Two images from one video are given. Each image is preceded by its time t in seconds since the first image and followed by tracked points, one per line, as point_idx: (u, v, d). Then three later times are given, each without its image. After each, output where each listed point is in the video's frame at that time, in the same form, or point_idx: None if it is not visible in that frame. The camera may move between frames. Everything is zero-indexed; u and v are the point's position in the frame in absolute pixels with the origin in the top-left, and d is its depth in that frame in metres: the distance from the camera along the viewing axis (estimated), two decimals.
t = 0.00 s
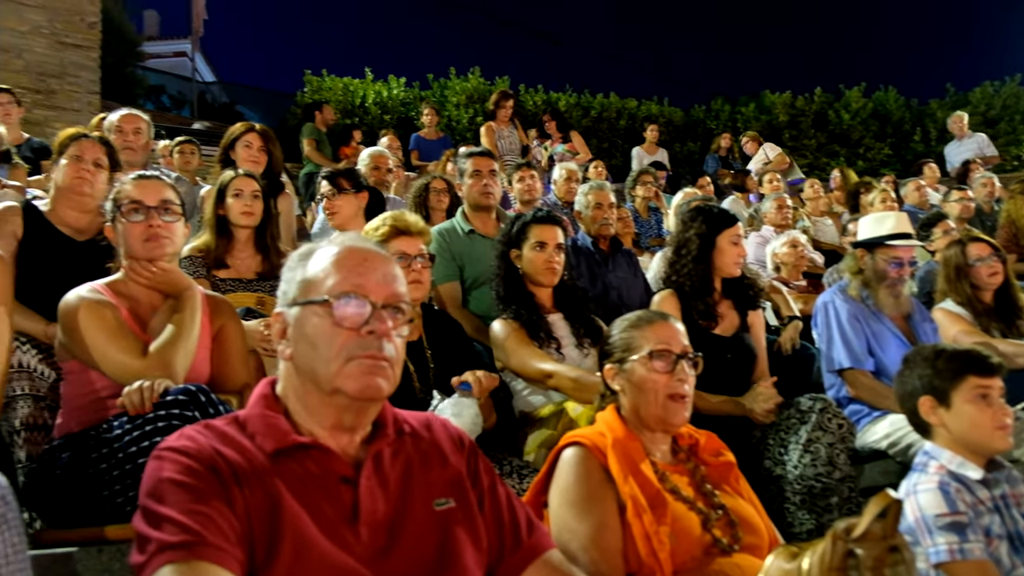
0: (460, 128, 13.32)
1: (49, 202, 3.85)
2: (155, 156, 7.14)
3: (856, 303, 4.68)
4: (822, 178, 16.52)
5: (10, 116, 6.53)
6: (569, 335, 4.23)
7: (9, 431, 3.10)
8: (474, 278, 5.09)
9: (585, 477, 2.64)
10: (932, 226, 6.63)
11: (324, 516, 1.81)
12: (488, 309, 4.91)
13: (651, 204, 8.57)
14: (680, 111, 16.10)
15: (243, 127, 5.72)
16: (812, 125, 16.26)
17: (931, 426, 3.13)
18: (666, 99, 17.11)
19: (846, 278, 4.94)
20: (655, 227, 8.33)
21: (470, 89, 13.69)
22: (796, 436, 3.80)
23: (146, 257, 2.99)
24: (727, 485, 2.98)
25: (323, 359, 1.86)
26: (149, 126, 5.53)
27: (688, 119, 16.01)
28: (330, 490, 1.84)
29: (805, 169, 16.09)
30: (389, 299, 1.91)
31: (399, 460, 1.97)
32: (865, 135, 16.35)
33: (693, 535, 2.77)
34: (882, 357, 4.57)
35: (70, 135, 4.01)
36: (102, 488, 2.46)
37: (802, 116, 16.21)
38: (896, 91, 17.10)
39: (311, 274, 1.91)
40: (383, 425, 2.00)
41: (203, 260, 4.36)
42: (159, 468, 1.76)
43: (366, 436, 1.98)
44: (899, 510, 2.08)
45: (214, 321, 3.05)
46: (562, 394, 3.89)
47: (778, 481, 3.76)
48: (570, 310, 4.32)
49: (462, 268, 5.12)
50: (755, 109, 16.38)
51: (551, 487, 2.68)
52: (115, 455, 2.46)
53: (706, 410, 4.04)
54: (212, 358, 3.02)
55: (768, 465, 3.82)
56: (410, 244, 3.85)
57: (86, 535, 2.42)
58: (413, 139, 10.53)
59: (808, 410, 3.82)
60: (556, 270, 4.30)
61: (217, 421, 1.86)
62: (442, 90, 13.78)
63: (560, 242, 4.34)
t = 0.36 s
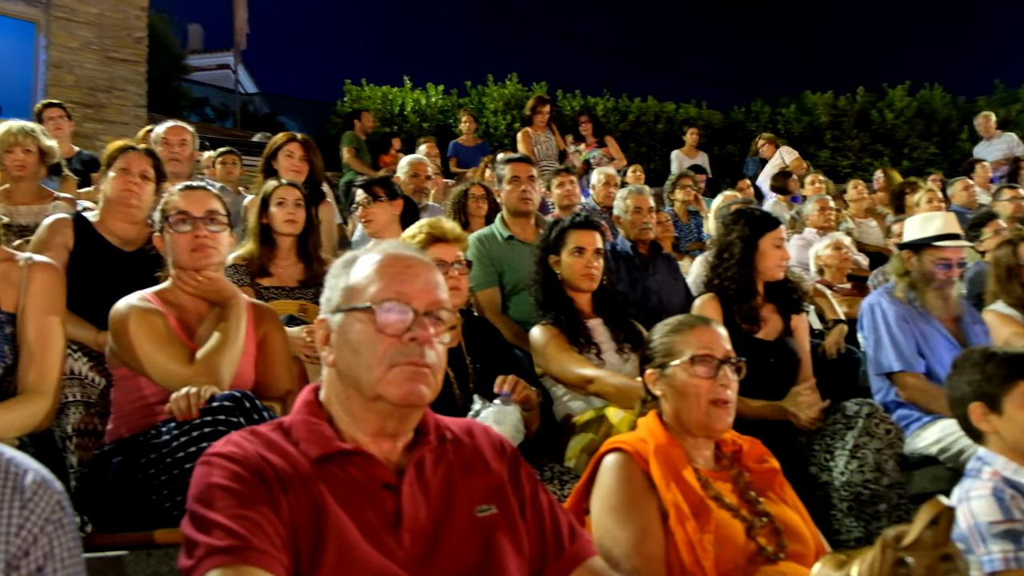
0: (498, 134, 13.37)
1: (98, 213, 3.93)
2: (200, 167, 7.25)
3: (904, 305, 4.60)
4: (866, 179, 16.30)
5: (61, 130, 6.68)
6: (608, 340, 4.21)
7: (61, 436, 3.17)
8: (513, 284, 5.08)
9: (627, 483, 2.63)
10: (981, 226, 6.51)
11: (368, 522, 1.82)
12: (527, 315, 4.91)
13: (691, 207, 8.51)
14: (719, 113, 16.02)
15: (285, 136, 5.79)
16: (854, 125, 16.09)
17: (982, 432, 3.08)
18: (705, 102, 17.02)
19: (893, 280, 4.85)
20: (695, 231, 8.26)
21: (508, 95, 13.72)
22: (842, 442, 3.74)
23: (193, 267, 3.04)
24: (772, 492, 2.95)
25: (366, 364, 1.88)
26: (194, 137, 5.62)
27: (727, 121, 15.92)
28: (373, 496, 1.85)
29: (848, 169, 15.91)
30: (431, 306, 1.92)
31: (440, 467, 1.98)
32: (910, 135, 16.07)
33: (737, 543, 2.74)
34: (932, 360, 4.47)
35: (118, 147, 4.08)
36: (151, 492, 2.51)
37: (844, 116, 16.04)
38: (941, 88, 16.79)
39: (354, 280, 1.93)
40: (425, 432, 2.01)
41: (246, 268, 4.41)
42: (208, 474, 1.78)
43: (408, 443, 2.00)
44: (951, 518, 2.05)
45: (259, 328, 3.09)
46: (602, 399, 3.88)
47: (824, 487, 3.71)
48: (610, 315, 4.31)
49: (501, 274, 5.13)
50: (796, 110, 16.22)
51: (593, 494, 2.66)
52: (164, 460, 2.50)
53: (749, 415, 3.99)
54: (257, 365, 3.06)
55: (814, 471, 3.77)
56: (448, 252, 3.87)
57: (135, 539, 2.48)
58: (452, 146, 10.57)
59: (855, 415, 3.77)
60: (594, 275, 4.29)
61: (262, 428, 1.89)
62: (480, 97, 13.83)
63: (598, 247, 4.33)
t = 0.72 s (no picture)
0: (531, 141, 13.44)
1: (139, 220, 4.01)
2: (238, 174, 7.35)
3: (944, 312, 4.54)
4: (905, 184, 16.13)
5: (104, 139, 6.82)
6: (642, 346, 4.20)
7: (103, 439, 3.23)
8: (547, 291, 5.09)
9: (661, 490, 2.62)
10: None
11: (402, 526, 1.84)
12: (560, 321, 4.91)
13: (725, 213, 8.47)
14: (755, 118, 15.97)
15: (321, 144, 5.85)
16: (892, 130, 15.96)
17: None
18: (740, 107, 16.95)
19: (933, 286, 4.78)
20: (729, 237, 8.20)
21: (541, 102, 13.75)
22: (880, 450, 3.70)
23: (232, 273, 3.09)
24: (808, 501, 2.93)
25: (401, 370, 1.90)
26: (232, 146, 5.70)
27: (762, 126, 15.86)
28: (408, 501, 1.87)
29: (887, 175, 15.75)
30: (466, 312, 1.94)
31: (474, 472, 2.00)
32: (951, 140, 15.67)
33: (773, 552, 2.72)
34: (972, 368, 4.40)
35: (160, 156, 4.15)
36: (190, 495, 2.55)
37: (882, 122, 15.95)
38: (983, 92, 16.52)
39: (389, 286, 1.95)
40: (459, 437, 2.03)
41: (282, 275, 4.47)
42: (246, 477, 1.81)
43: (442, 448, 2.01)
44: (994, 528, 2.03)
45: (296, 335, 3.13)
46: (636, 406, 3.87)
47: (862, 496, 3.66)
48: (644, 322, 4.30)
49: (535, 280, 5.14)
50: (833, 115, 16.09)
51: (626, 501, 2.66)
52: (203, 463, 2.54)
53: (785, 422, 3.97)
54: (293, 370, 3.09)
55: (851, 480, 3.72)
56: (482, 258, 3.89)
57: (174, 540, 2.51)
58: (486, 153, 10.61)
59: (893, 423, 3.73)
60: (628, 282, 4.29)
61: (299, 432, 1.92)
62: (513, 104, 13.88)
63: (632, 253, 4.32)
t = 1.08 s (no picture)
0: (556, 147, 13.47)
1: (169, 226, 4.06)
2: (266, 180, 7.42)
3: (975, 320, 4.50)
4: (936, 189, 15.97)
5: (136, 146, 6.90)
6: (667, 351, 4.19)
7: (133, 442, 3.28)
8: (572, 296, 5.10)
9: (684, 497, 2.61)
10: None
11: (425, 530, 1.85)
12: (585, 327, 4.91)
13: (751, 219, 8.44)
14: (783, 124, 15.90)
15: (348, 150, 5.89)
16: (923, 135, 15.82)
17: None
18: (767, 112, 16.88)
19: (964, 292, 4.71)
20: (756, 243, 8.16)
21: (567, 107, 13.75)
22: (910, 458, 3.66)
23: (259, 278, 3.13)
24: (834, 508, 2.91)
25: (425, 375, 1.91)
26: (260, 152, 5.75)
27: (790, 131, 15.78)
28: (431, 505, 1.89)
29: (917, 180, 15.61)
30: (490, 318, 1.95)
31: (497, 476, 2.01)
32: (983, 145, 15.63)
33: (798, 559, 2.69)
34: (1004, 376, 4.36)
35: (190, 162, 4.21)
36: (217, 498, 2.58)
37: (912, 126, 15.82)
38: (1015, 97, 16.32)
39: (415, 292, 1.97)
40: (482, 442, 2.04)
41: (309, 280, 4.50)
42: (272, 480, 1.83)
43: (465, 453, 2.03)
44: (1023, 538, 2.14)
45: (322, 339, 3.16)
46: (660, 411, 3.85)
47: (890, 504, 3.63)
48: (669, 327, 4.29)
49: (560, 286, 5.14)
50: (863, 120, 15.99)
51: (650, 507, 2.66)
52: (228, 467, 2.58)
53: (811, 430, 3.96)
54: (320, 375, 3.12)
55: (879, 488, 3.69)
56: (513, 274, 3.90)
57: (201, 543, 2.53)
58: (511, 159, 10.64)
59: (923, 430, 3.68)
60: (653, 287, 4.28)
61: (324, 436, 1.94)
62: (539, 109, 13.91)
63: (657, 259, 4.32)
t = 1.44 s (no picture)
0: (559, 150, 13.52)
1: (173, 232, 4.08)
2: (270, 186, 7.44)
3: (979, 321, 4.48)
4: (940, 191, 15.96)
5: (140, 152, 6.93)
6: (670, 354, 4.19)
7: (138, 448, 3.29)
8: (574, 299, 5.10)
9: (687, 500, 2.61)
10: None
11: (428, 532, 1.86)
12: (589, 330, 4.91)
13: (755, 221, 8.44)
14: (786, 126, 15.92)
15: (351, 154, 5.91)
16: (927, 137, 15.82)
17: None
18: (769, 115, 16.90)
19: (967, 294, 4.69)
20: (760, 246, 8.17)
21: (570, 111, 13.77)
22: (915, 460, 3.65)
23: (264, 280, 3.14)
24: (837, 510, 2.91)
25: (426, 379, 1.92)
26: (264, 157, 5.76)
27: (793, 134, 15.80)
28: (434, 508, 1.89)
29: (921, 181, 15.59)
30: (492, 321, 1.95)
31: (500, 479, 2.01)
32: (987, 146, 15.52)
33: (802, 561, 2.69)
34: (1008, 377, 4.35)
35: (193, 167, 4.24)
36: (221, 502, 2.59)
37: (916, 128, 15.82)
38: (1019, 98, 16.30)
39: (416, 295, 1.98)
40: (485, 445, 2.05)
41: (312, 284, 4.52)
42: (275, 484, 1.84)
43: (468, 455, 2.04)
44: None
45: (326, 343, 3.17)
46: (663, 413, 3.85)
47: (895, 506, 3.62)
48: (672, 330, 4.29)
49: (563, 289, 5.15)
50: (866, 122, 16.01)
51: (654, 510, 2.66)
52: (234, 472, 2.58)
53: (815, 432, 3.95)
54: (324, 379, 3.13)
55: (884, 490, 3.68)
56: (518, 274, 3.92)
57: (207, 547, 2.57)
58: (514, 163, 10.66)
59: (929, 432, 3.67)
60: (656, 290, 4.28)
61: (327, 439, 1.95)
62: (542, 113, 13.94)
63: (659, 261, 4.32)
